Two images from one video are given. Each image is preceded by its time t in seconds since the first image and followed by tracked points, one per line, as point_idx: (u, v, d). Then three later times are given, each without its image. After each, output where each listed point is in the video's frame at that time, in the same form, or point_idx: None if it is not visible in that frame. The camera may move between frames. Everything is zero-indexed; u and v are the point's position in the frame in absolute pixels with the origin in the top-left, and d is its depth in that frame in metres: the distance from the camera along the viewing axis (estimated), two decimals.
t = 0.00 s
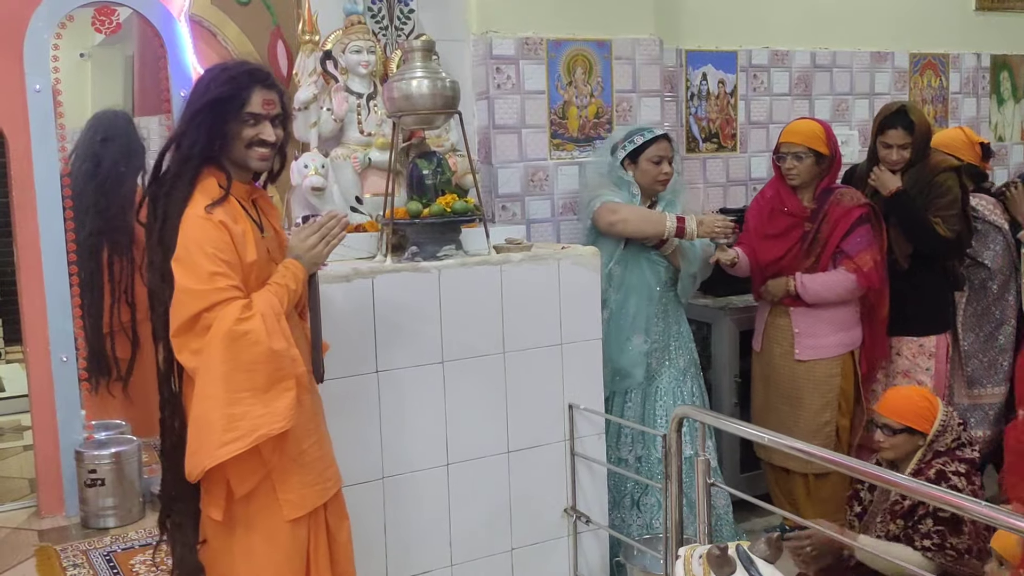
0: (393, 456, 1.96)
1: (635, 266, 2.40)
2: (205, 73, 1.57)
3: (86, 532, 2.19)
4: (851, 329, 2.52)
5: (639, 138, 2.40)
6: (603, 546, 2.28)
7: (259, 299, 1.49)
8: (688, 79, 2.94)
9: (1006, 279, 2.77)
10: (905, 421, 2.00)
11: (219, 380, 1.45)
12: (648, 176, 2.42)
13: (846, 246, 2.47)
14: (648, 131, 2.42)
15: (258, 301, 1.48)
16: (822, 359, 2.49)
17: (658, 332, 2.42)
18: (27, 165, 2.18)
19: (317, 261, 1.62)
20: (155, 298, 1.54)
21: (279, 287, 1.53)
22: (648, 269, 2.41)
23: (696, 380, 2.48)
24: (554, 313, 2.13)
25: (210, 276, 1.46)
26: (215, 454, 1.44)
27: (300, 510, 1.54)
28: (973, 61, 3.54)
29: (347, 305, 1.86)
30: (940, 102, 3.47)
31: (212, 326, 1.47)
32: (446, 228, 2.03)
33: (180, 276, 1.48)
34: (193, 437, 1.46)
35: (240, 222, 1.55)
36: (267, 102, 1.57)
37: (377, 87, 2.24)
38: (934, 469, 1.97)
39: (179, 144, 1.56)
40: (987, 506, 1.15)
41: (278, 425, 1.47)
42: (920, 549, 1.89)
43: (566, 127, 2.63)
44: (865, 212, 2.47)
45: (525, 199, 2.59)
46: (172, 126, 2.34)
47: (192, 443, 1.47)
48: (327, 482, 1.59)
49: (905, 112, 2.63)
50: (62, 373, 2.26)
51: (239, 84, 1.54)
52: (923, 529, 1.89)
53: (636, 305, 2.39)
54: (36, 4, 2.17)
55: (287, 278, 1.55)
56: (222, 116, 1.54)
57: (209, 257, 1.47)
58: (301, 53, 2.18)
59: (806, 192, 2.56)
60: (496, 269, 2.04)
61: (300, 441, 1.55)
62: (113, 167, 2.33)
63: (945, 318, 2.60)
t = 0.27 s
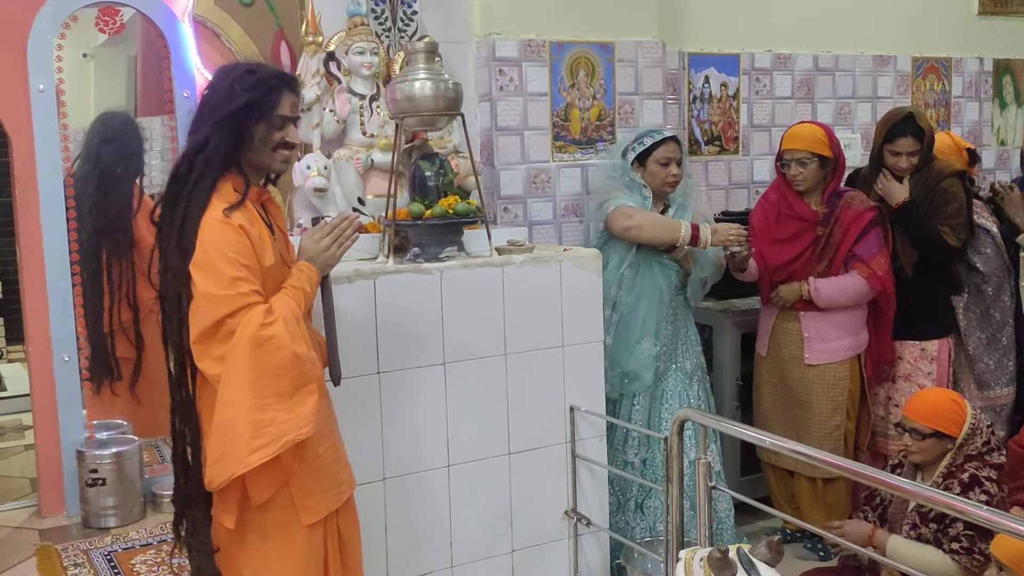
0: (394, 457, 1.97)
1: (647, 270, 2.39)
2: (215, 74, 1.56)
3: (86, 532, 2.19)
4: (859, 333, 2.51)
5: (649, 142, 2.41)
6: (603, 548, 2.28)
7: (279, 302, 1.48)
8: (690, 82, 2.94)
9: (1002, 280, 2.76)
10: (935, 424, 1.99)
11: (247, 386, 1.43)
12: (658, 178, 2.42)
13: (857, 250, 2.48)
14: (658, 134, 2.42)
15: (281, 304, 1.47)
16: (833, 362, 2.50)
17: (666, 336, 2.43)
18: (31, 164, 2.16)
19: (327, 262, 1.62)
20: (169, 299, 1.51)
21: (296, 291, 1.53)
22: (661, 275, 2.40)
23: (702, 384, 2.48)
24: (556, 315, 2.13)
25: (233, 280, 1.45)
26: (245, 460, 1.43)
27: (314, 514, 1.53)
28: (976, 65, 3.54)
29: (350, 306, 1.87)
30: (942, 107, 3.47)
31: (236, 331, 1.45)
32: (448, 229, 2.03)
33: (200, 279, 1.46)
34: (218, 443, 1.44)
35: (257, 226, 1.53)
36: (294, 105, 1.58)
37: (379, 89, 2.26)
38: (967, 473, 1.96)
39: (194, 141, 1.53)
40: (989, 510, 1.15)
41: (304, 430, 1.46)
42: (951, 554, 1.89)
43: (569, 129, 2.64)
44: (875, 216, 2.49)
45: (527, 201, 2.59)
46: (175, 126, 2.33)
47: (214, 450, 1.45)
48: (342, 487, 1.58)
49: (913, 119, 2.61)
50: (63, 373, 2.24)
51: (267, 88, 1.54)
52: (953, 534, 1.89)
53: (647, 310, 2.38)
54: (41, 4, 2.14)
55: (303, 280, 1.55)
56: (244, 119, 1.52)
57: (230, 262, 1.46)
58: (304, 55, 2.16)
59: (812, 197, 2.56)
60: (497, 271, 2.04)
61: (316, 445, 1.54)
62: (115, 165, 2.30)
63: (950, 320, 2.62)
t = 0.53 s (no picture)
0: (394, 457, 1.97)
1: (653, 272, 2.40)
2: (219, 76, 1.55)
3: (86, 532, 2.19)
4: (860, 336, 2.52)
5: (650, 142, 2.42)
6: (603, 548, 2.28)
7: (298, 304, 1.49)
8: (691, 82, 2.94)
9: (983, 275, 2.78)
10: (947, 426, 1.98)
11: (277, 388, 1.44)
12: (661, 178, 2.43)
13: (860, 251, 2.48)
14: (660, 134, 2.43)
15: (300, 308, 1.48)
16: (834, 365, 2.49)
17: (672, 338, 2.43)
18: (31, 164, 2.16)
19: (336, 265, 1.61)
20: (185, 299, 1.48)
21: (310, 292, 1.54)
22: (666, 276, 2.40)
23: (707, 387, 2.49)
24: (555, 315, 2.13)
25: (257, 284, 1.45)
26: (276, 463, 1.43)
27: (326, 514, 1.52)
28: (976, 66, 3.54)
29: (351, 307, 1.87)
30: (942, 107, 3.47)
31: (261, 335, 1.46)
32: (449, 230, 2.03)
33: (222, 283, 1.45)
34: (246, 446, 1.43)
35: (274, 227, 1.54)
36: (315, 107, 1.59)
37: (380, 89, 2.26)
38: (979, 478, 1.95)
39: (211, 143, 1.51)
40: (988, 511, 1.15)
41: (329, 431, 1.47)
42: (958, 559, 1.89)
43: (569, 130, 2.64)
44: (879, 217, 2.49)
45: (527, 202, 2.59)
46: (176, 127, 2.33)
47: (242, 453, 1.44)
48: (353, 488, 1.57)
49: (915, 121, 2.62)
50: (63, 373, 2.24)
51: (288, 90, 1.54)
52: (961, 539, 1.89)
53: (652, 311, 2.38)
54: (41, 5, 2.14)
55: (315, 280, 1.56)
56: (265, 120, 1.52)
57: (254, 264, 1.46)
58: (304, 55, 2.16)
59: (815, 196, 2.56)
60: (497, 272, 2.04)
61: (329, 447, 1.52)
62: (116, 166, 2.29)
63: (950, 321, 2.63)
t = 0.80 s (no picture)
0: (394, 457, 1.97)
1: (653, 272, 2.41)
2: (224, 77, 1.54)
3: (87, 532, 2.19)
4: (860, 337, 2.51)
5: (642, 141, 2.44)
6: (604, 549, 2.28)
7: (311, 306, 1.49)
8: (691, 82, 2.94)
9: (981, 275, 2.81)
10: (949, 424, 1.98)
11: (293, 390, 1.44)
12: (655, 175, 2.44)
13: (858, 252, 2.47)
14: (652, 133, 2.45)
15: (313, 311, 1.48)
16: (833, 365, 2.49)
17: (673, 338, 2.43)
18: (31, 165, 2.16)
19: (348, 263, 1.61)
20: (195, 300, 1.47)
21: (321, 294, 1.54)
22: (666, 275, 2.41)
23: (708, 388, 2.48)
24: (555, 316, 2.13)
25: (271, 286, 1.44)
26: (293, 464, 1.43)
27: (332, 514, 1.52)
28: (976, 66, 3.54)
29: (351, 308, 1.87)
30: (942, 107, 3.47)
31: (276, 338, 1.45)
32: (449, 230, 2.03)
33: (234, 285, 1.44)
34: (263, 448, 1.42)
35: (285, 230, 1.54)
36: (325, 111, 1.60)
37: (380, 89, 2.26)
38: (980, 484, 1.92)
39: (224, 143, 1.50)
40: (987, 511, 1.15)
41: (344, 433, 1.48)
42: (957, 569, 1.86)
43: (570, 130, 2.64)
44: (881, 218, 2.46)
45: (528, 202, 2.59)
46: (177, 127, 2.33)
47: (259, 457, 1.43)
48: (357, 489, 1.58)
49: (909, 118, 2.63)
50: (64, 373, 2.24)
51: (297, 90, 1.53)
52: (961, 548, 1.86)
53: (652, 311, 2.39)
54: (41, 5, 2.14)
55: (323, 280, 1.55)
56: (277, 122, 1.52)
57: (268, 267, 1.45)
58: (304, 55, 2.16)
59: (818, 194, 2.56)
60: (497, 272, 2.04)
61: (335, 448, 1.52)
62: (116, 166, 2.29)
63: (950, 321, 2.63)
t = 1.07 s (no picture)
0: (394, 457, 1.97)
1: (643, 275, 2.44)
2: (235, 77, 1.55)
3: (87, 532, 2.19)
4: (857, 338, 2.50)
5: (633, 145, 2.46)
6: (603, 548, 2.28)
7: (316, 307, 1.48)
8: (691, 82, 2.94)
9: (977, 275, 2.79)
10: (948, 426, 1.98)
11: (296, 390, 1.44)
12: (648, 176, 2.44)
13: (853, 252, 2.45)
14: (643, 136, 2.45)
15: (317, 311, 1.48)
16: (829, 366, 2.49)
17: (669, 339, 2.41)
18: (31, 165, 2.15)
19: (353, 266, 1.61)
20: (203, 297, 1.47)
21: (328, 295, 1.54)
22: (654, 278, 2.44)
23: (707, 389, 2.44)
24: (555, 317, 2.13)
25: (276, 286, 1.45)
26: (290, 463, 1.42)
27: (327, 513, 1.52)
28: (976, 66, 3.54)
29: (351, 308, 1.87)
30: (942, 107, 3.47)
31: (281, 337, 1.45)
32: (449, 231, 2.03)
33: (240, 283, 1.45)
34: (264, 448, 1.42)
35: (293, 230, 1.54)
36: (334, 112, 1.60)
37: (380, 89, 2.27)
38: (978, 487, 1.91)
39: (236, 142, 1.50)
40: (989, 511, 1.15)
41: (345, 434, 1.48)
42: (955, 571, 1.86)
43: (570, 130, 2.64)
44: (877, 220, 2.43)
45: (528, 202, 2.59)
46: (177, 127, 2.32)
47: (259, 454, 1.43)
48: (361, 490, 1.57)
49: (898, 114, 2.64)
50: (65, 374, 2.24)
51: (311, 89, 1.54)
52: (957, 550, 1.86)
53: (642, 313, 2.42)
54: (42, 5, 2.14)
55: (331, 282, 1.56)
56: (290, 121, 1.52)
57: (274, 266, 1.45)
58: (304, 55, 2.17)
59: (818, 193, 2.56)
60: (497, 272, 2.04)
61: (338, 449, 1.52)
62: (116, 166, 2.29)
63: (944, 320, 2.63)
